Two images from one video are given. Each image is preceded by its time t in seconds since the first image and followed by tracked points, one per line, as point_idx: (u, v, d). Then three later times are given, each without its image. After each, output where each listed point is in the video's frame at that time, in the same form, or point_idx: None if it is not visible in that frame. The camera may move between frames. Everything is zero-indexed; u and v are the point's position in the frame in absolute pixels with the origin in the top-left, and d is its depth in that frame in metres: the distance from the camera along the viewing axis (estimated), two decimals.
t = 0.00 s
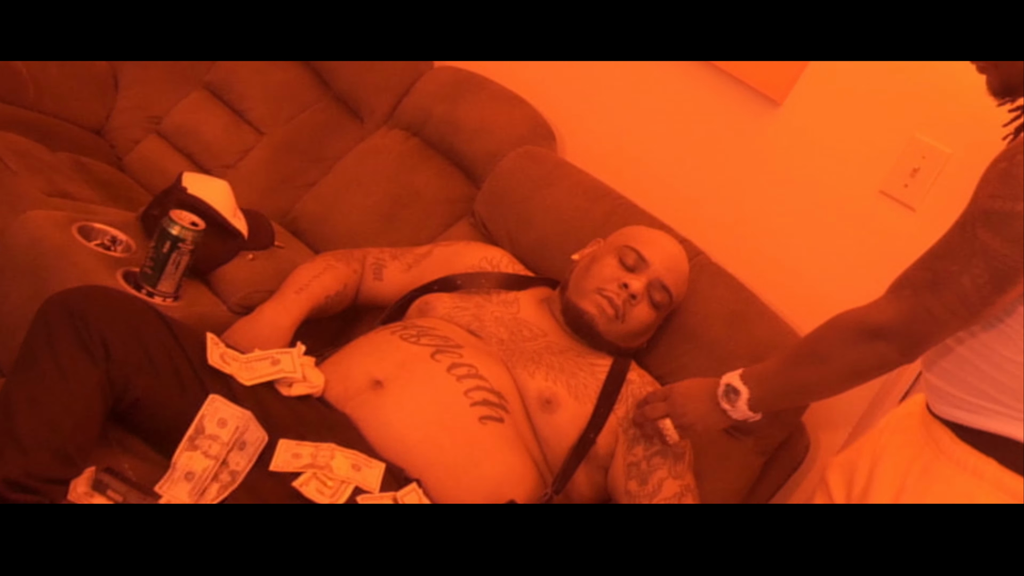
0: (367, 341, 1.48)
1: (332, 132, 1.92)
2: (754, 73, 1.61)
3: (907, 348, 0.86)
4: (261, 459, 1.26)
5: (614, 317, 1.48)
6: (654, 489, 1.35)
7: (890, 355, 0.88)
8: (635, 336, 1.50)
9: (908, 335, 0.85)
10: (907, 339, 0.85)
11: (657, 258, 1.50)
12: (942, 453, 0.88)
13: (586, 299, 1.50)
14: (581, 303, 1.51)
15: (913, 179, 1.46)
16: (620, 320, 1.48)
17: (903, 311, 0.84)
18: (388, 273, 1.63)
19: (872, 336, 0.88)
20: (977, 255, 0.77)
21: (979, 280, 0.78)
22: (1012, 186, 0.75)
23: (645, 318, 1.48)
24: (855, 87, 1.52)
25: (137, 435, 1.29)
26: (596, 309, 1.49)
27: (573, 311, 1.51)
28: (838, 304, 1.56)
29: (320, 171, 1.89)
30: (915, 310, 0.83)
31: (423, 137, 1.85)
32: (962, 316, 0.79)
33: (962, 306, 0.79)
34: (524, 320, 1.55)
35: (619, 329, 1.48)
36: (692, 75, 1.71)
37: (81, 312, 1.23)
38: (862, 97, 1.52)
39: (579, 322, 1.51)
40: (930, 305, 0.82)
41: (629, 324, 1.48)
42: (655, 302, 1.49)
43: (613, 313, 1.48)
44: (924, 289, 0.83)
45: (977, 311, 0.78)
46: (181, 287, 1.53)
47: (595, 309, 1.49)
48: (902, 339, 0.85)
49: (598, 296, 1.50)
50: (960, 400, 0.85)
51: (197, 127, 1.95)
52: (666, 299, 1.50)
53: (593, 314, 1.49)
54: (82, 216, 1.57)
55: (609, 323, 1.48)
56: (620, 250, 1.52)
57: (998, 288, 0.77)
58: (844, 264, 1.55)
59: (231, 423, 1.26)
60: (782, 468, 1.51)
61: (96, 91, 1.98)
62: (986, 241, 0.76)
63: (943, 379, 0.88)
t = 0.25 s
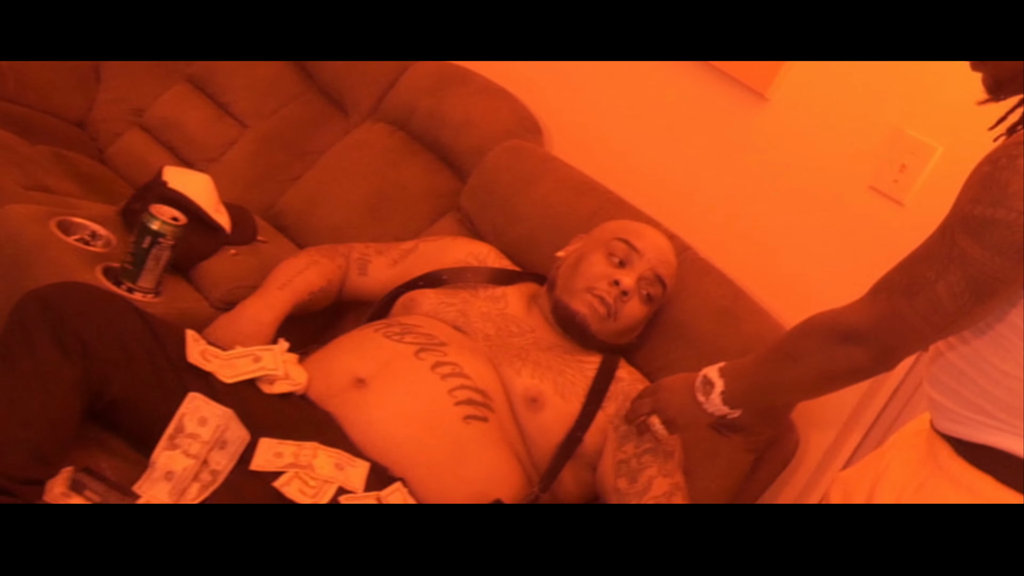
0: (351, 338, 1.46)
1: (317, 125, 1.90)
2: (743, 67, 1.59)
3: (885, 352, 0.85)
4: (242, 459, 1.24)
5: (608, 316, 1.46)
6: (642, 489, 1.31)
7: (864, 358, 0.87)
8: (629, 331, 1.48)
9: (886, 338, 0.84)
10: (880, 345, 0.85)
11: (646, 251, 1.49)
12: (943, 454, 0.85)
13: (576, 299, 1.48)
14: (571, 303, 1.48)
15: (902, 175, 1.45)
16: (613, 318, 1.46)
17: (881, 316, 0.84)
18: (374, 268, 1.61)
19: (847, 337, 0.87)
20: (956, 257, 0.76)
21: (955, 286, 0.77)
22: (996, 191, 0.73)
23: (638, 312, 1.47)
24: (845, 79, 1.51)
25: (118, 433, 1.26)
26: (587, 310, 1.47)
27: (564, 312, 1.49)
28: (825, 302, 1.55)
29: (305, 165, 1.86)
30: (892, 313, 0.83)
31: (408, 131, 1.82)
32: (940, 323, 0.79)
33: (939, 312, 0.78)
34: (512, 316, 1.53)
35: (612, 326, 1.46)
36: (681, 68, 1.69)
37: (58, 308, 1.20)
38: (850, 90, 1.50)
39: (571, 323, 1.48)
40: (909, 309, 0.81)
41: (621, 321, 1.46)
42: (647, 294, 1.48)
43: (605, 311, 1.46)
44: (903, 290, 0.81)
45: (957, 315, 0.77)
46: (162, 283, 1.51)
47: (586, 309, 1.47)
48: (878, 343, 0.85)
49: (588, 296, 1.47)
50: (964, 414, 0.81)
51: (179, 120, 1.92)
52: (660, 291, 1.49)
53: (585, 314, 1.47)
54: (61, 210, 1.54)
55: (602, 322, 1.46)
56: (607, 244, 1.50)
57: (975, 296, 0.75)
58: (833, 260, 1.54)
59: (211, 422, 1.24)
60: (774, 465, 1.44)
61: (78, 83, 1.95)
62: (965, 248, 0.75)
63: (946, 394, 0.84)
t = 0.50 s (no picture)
0: (338, 338, 1.46)
1: (301, 121, 1.88)
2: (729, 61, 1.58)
3: (891, 368, 0.83)
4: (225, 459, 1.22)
5: (620, 321, 1.45)
6: (633, 486, 1.32)
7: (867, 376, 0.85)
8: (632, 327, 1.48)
9: (889, 353, 0.82)
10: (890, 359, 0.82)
11: (636, 248, 1.47)
12: (931, 451, 0.85)
13: (585, 311, 1.47)
14: (580, 315, 1.47)
15: (890, 170, 1.44)
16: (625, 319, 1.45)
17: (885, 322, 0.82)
18: (359, 266, 1.60)
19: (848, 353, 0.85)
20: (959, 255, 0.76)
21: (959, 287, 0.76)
22: (1001, 184, 0.73)
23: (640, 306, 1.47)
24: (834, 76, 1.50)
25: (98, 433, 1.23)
26: (598, 320, 1.46)
27: (572, 323, 1.47)
28: (816, 309, 1.52)
29: (290, 160, 1.84)
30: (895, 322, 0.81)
31: (393, 126, 1.81)
32: (946, 327, 0.77)
33: (944, 317, 0.77)
34: (502, 312, 1.53)
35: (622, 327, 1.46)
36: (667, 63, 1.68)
37: (36, 307, 1.18)
38: (839, 86, 1.49)
39: (581, 334, 1.47)
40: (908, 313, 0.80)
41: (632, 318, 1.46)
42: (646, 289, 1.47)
43: (616, 317, 1.45)
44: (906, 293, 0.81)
45: (964, 315, 0.76)
46: (143, 281, 1.49)
47: (599, 321, 1.45)
48: (883, 357, 0.82)
49: (596, 306, 1.46)
50: (957, 416, 0.81)
51: (162, 115, 1.90)
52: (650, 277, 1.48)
53: (598, 325, 1.46)
54: (42, 207, 1.52)
55: (616, 328, 1.46)
56: (599, 247, 1.48)
57: (982, 296, 0.75)
58: (822, 260, 1.52)
59: (193, 421, 1.22)
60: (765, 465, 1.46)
61: (59, 78, 1.93)
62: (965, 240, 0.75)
63: (942, 399, 0.83)
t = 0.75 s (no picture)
0: (324, 341, 1.43)
1: (288, 117, 1.87)
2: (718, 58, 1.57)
3: (927, 389, 0.77)
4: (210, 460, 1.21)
5: (608, 305, 1.44)
6: (622, 478, 1.31)
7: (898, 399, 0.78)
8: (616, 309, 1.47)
9: (917, 367, 0.77)
10: (921, 380, 0.77)
11: (618, 230, 1.47)
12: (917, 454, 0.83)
13: (574, 298, 1.44)
14: (569, 303, 1.44)
15: (882, 169, 1.43)
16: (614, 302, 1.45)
17: (908, 334, 0.78)
18: (346, 266, 1.59)
19: (878, 373, 0.79)
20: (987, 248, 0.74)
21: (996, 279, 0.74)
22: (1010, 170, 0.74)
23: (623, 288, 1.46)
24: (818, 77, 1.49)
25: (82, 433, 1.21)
26: (587, 305, 1.44)
27: (562, 311, 1.45)
28: (819, 311, 1.50)
29: (276, 158, 1.83)
30: (921, 332, 0.77)
31: (380, 123, 1.79)
32: (981, 324, 0.74)
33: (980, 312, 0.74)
34: (488, 308, 1.50)
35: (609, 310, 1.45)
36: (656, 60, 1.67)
37: (17, 307, 1.18)
38: (825, 86, 1.49)
39: (573, 322, 1.45)
40: (932, 316, 0.76)
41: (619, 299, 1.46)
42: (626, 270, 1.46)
43: (605, 301, 1.44)
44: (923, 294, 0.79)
45: (998, 310, 0.74)
46: (128, 279, 1.47)
47: (590, 306, 1.43)
48: (912, 374, 0.77)
49: (584, 292, 1.44)
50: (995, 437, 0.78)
51: (147, 112, 1.88)
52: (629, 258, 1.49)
53: (588, 310, 1.44)
54: (25, 205, 1.50)
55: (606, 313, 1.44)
56: (578, 233, 1.46)
57: (1015, 286, 0.73)
58: (819, 263, 1.51)
59: (178, 423, 1.20)
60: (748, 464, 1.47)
61: (43, 75, 1.91)
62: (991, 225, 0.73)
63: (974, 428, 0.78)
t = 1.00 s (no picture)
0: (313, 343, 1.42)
1: (275, 116, 1.86)
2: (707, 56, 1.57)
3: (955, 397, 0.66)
4: (197, 464, 1.20)
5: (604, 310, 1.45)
6: (617, 478, 1.33)
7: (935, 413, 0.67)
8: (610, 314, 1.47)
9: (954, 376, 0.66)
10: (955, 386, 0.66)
11: (618, 235, 1.47)
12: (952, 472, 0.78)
13: (572, 302, 1.44)
14: (567, 306, 1.44)
15: (869, 167, 1.44)
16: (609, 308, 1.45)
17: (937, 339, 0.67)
18: (333, 267, 1.58)
19: (909, 389, 0.68)
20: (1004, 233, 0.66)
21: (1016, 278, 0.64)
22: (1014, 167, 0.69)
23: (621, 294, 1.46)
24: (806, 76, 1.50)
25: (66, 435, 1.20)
26: (586, 310, 1.44)
27: (560, 313, 1.45)
28: (806, 314, 1.51)
29: (263, 157, 1.82)
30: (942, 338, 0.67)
31: (367, 122, 1.79)
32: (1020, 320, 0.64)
33: None
34: (479, 307, 1.49)
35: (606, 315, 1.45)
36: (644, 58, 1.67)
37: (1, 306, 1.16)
38: (813, 83, 1.49)
39: (570, 325, 1.45)
40: (962, 313, 0.66)
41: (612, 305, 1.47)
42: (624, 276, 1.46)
43: (602, 306, 1.44)
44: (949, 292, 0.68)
45: None
46: (113, 279, 1.47)
47: (588, 311, 1.43)
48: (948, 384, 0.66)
49: (583, 297, 1.44)
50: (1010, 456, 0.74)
51: (132, 110, 1.87)
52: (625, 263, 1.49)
53: (585, 314, 1.44)
54: (9, 204, 1.49)
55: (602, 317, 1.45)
56: (580, 237, 1.46)
57: None
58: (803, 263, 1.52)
59: (165, 425, 1.19)
60: (736, 465, 1.47)
61: (27, 73, 1.89)
62: (1012, 215, 0.65)
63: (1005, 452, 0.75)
